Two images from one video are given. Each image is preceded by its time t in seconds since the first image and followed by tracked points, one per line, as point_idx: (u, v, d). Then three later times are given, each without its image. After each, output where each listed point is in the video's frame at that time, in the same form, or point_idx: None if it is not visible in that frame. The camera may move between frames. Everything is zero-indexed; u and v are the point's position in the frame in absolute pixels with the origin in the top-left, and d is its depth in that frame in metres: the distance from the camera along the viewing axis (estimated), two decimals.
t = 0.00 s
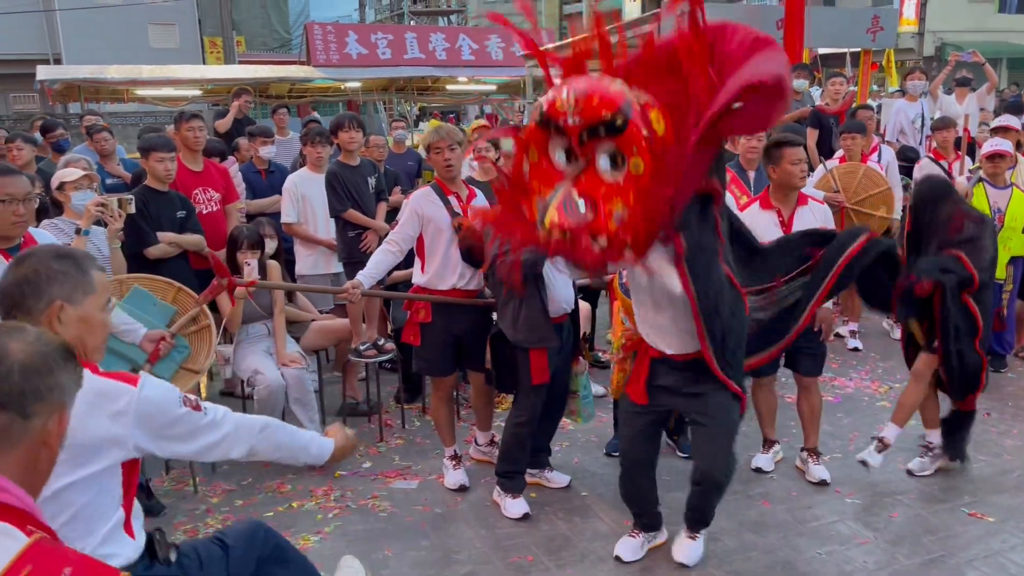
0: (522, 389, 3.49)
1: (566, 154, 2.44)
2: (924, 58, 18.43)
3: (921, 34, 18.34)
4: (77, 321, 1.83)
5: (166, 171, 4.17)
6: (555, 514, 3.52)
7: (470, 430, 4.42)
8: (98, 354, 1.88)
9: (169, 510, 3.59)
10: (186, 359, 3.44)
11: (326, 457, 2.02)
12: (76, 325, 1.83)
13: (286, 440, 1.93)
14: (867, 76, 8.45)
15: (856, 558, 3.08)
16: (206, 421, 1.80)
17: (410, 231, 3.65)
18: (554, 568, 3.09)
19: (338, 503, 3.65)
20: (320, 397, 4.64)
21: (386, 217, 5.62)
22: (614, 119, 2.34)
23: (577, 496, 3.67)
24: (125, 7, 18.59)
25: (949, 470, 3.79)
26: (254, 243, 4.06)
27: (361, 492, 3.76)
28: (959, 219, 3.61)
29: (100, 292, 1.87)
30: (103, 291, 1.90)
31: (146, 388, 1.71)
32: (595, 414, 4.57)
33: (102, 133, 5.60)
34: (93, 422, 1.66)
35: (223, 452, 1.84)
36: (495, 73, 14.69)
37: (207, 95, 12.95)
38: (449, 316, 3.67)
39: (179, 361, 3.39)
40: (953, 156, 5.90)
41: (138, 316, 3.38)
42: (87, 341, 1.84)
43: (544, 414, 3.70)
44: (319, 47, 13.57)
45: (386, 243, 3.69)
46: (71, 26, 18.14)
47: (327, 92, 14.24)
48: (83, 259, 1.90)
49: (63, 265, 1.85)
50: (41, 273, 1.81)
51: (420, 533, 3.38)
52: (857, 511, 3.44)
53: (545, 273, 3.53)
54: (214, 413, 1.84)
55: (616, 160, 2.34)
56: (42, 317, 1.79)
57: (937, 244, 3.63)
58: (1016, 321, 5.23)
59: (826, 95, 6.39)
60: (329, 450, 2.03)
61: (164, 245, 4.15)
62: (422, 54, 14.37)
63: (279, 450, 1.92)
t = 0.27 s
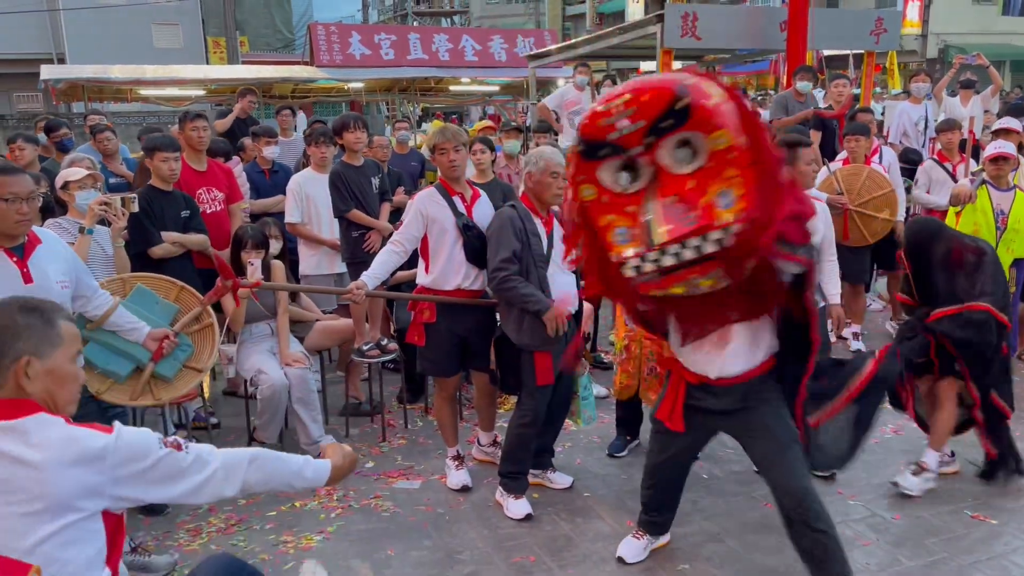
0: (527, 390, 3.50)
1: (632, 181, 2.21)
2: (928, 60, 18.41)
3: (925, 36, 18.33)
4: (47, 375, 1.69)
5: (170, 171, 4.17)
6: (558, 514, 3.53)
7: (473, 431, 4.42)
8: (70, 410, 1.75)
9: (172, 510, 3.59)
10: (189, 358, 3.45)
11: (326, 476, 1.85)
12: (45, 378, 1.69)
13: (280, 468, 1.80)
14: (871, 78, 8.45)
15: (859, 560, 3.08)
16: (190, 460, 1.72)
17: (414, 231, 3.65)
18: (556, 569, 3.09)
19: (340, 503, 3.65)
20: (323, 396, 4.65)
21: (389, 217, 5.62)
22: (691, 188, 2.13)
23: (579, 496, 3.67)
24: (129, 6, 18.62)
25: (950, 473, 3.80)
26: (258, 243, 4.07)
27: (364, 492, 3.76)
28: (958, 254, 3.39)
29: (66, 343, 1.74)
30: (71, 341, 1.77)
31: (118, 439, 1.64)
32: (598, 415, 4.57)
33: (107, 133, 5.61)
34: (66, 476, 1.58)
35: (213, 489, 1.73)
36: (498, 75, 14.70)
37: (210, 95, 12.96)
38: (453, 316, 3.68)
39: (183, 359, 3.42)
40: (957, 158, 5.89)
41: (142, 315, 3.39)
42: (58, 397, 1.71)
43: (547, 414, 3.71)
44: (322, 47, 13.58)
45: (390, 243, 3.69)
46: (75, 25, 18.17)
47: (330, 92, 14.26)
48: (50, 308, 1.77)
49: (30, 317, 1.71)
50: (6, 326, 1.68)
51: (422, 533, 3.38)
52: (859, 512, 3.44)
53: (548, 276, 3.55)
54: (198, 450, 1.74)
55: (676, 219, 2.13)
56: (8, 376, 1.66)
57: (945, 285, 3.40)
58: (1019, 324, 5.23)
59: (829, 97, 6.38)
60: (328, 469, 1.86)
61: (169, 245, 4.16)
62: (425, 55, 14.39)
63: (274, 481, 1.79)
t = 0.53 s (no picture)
0: (529, 391, 3.50)
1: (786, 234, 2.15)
2: (931, 62, 18.42)
3: (927, 38, 18.32)
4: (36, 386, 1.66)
5: (174, 170, 4.18)
6: (559, 514, 3.53)
7: (475, 431, 4.43)
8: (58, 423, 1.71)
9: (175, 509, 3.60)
10: (193, 357, 3.47)
11: (320, 503, 1.83)
12: (34, 387, 1.66)
13: (270, 492, 1.75)
14: (873, 80, 8.45)
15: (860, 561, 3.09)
16: (178, 477, 1.67)
17: (416, 232, 3.66)
18: (557, 568, 3.10)
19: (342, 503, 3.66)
20: (326, 396, 4.66)
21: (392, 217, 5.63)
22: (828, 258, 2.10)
23: (581, 497, 3.68)
24: (133, 6, 18.64)
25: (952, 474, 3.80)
26: (263, 243, 4.08)
27: (366, 492, 3.77)
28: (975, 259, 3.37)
29: (59, 353, 1.71)
30: (62, 353, 1.74)
31: (108, 450, 1.59)
32: (599, 415, 4.57)
33: (111, 132, 5.63)
34: (50, 484, 1.54)
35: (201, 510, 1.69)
36: (501, 75, 14.71)
37: (213, 95, 12.98)
38: (456, 316, 3.68)
39: (186, 358, 3.44)
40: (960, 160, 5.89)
41: (145, 315, 3.40)
42: (45, 407, 1.67)
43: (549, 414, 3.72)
44: (325, 47, 13.60)
45: (393, 244, 3.70)
46: (78, 25, 18.19)
47: (333, 93, 14.28)
48: (42, 315, 1.73)
49: (20, 323, 1.67)
50: None
51: (424, 532, 3.39)
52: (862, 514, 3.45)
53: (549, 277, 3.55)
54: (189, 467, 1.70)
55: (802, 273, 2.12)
56: None
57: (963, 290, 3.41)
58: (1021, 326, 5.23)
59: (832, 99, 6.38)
60: (322, 496, 1.84)
61: (172, 245, 4.18)
62: (428, 56, 14.40)
63: (264, 505, 1.75)
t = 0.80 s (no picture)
0: (529, 391, 3.51)
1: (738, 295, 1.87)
2: (933, 63, 18.42)
3: (929, 40, 18.32)
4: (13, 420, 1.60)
5: (177, 170, 4.19)
6: (560, 514, 3.54)
7: (476, 431, 4.44)
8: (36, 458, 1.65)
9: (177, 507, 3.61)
10: (195, 356, 3.48)
11: (318, 524, 1.75)
12: (11, 420, 1.59)
13: (259, 521, 1.68)
14: (875, 81, 8.46)
15: (860, 561, 3.09)
16: (160, 514, 1.60)
17: (417, 232, 3.67)
18: (558, 568, 3.10)
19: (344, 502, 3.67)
20: (327, 395, 4.67)
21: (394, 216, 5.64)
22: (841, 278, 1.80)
23: (582, 496, 3.69)
24: (135, 5, 18.67)
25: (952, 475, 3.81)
26: (268, 242, 4.10)
27: (367, 491, 3.78)
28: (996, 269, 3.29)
29: (39, 383, 1.65)
30: (44, 379, 1.68)
31: (81, 495, 1.53)
32: (600, 415, 4.58)
33: (114, 131, 5.65)
34: (20, 534, 1.48)
35: (186, 546, 1.62)
36: (503, 76, 14.72)
37: (215, 94, 12.99)
38: (457, 316, 3.69)
39: (188, 357, 3.45)
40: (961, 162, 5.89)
41: (147, 314, 3.41)
42: (23, 441, 1.61)
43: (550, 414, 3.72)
44: (327, 48, 13.62)
45: (394, 244, 3.71)
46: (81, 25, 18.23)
47: (335, 92, 14.29)
48: (25, 341, 1.68)
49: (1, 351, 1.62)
50: None
51: (425, 531, 3.40)
52: (862, 514, 3.45)
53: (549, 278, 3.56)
54: (171, 503, 1.63)
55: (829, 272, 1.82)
56: None
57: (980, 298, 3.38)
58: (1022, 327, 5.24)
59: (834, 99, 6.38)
60: (320, 516, 1.76)
61: (175, 244, 4.19)
62: (430, 56, 14.42)
63: (254, 533, 1.67)
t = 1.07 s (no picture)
0: (528, 390, 3.52)
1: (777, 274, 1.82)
2: (934, 63, 18.42)
3: (930, 40, 18.32)
4: None
5: (179, 169, 4.20)
6: (560, 513, 3.55)
7: (476, 430, 4.45)
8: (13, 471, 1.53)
9: (178, 505, 3.62)
10: (195, 354, 3.50)
11: None
12: None
13: None
14: (875, 82, 8.46)
15: (858, 560, 3.10)
16: (136, 560, 1.29)
17: (417, 232, 3.68)
18: (557, 566, 3.11)
19: (345, 500, 3.68)
20: (328, 394, 4.68)
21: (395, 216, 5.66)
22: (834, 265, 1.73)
23: (581, 495, 3.70)
24: (136, 4, 18.68)
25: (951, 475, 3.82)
26: (272, 241, 4.11)
27: (368, 489, 3.79)
28: None
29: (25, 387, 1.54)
30: (33, 382, 1.57)
31: (39, 538, 1.24)
32: (600, 415, 4.59)
33: (116, 130, 5.66)
34: None
35: None
36: (504, 75, 14.73)
37: (217, 94, 13.01)
38: (456, 316, 3.70)
39: (189, 355, 3.47)
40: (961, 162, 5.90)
41: (148, 312, 3.42)
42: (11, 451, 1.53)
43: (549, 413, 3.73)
44: (329, 47, 13.63)
45: (393, 244, 3.72)
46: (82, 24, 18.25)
47: (336, 92, 14.30)
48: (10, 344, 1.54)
49: None
50: None
51: (424, 530, 3.41)
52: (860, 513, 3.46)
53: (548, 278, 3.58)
54: (148, 548, 1.31)
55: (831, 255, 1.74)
56: None
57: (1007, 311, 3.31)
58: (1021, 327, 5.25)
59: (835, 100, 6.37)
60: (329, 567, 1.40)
61: (176, 243, 4.21)
62: (431, 55, 14.43)
63: None
